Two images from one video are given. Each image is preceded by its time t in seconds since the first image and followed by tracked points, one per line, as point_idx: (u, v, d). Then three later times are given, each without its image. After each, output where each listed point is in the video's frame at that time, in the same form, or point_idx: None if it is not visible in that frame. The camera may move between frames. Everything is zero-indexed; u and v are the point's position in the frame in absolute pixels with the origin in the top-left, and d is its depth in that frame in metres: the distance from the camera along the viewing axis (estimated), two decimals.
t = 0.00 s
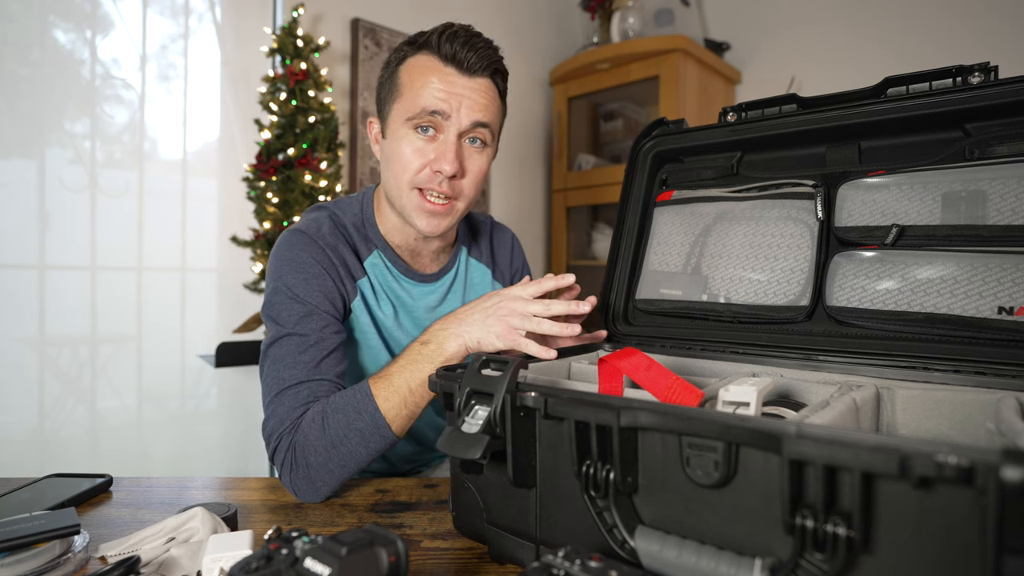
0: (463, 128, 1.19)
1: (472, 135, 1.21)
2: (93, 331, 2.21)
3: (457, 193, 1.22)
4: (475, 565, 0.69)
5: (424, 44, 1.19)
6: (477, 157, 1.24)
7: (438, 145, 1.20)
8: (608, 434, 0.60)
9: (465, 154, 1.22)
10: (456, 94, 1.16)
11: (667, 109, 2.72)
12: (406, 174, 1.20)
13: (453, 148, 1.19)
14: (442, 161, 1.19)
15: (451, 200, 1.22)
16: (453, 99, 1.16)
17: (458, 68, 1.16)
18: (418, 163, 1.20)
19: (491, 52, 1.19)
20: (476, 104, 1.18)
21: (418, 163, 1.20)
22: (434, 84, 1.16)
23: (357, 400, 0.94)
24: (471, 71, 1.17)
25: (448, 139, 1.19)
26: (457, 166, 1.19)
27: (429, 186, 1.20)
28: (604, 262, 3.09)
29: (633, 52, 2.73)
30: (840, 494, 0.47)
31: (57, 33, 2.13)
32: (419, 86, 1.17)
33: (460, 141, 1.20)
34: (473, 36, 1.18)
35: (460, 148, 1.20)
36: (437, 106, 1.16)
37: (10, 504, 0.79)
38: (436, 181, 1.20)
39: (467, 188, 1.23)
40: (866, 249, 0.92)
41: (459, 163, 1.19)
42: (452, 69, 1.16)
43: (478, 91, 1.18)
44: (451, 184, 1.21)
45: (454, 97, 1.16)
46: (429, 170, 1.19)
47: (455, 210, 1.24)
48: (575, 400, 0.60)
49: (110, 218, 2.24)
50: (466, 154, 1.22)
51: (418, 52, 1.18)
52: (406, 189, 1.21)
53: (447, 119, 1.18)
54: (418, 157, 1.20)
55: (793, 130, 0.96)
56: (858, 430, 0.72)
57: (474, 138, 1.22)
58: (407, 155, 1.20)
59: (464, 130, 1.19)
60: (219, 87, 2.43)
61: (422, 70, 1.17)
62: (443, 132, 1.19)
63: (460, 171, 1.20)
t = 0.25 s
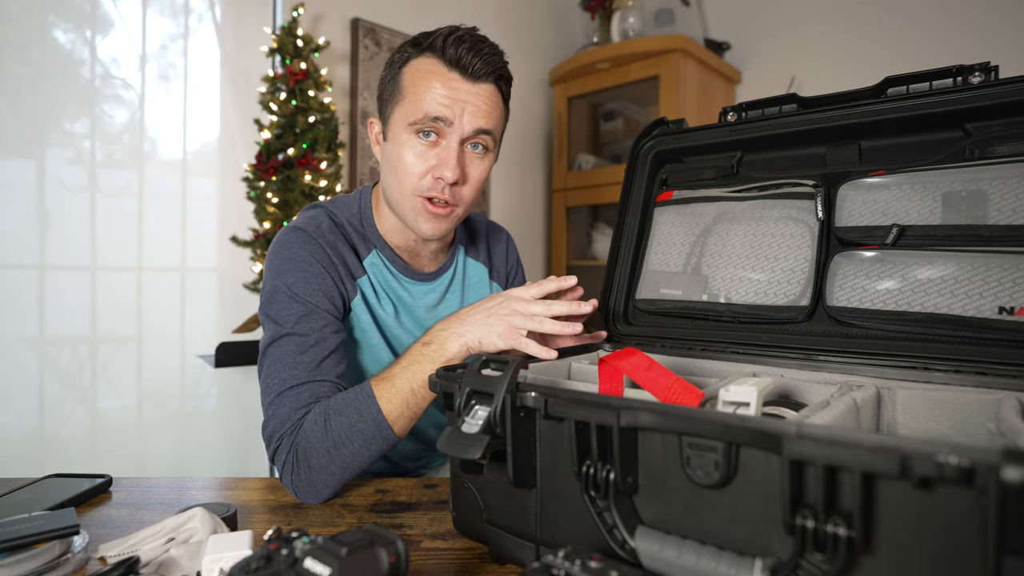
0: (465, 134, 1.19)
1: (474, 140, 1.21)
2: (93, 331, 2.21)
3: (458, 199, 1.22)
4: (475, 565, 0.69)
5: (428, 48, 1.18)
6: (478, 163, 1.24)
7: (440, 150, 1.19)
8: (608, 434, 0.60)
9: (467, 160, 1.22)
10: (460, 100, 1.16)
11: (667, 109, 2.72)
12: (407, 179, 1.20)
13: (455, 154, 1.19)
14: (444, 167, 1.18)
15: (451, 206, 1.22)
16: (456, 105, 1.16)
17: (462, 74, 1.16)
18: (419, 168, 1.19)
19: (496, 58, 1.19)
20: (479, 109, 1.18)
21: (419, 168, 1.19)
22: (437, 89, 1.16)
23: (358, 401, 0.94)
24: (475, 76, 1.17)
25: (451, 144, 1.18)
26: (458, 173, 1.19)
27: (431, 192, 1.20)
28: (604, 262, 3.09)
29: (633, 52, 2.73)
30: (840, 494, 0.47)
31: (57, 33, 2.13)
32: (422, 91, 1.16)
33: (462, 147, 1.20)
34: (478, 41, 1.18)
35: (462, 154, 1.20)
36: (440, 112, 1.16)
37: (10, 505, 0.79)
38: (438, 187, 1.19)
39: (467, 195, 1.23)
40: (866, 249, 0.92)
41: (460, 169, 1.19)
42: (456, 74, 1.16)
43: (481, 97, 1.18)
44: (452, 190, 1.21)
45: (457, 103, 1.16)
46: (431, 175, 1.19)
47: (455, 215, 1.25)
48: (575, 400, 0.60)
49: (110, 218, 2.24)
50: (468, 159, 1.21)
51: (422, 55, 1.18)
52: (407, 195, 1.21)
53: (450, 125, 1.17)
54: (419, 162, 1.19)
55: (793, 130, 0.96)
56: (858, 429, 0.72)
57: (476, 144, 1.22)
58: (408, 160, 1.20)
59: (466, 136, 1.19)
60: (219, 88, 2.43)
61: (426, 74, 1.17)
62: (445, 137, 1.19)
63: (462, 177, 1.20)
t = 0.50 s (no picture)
0: (472, 137, 1.18)
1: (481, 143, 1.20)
2: (93, 331, 2.21)
3: (464, 201, 1.23)
4: (475, 565, 0.69)
5: (436, 50, 1.17)
6: (484, 164, 1.24)
7: (447, 153, 1.19)
8: (608, 434, 0.60)
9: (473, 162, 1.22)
10: (467, 103, 1.15)
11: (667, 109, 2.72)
12: (414, 182, 1.21)
13: (462, 157, 1.19)
14: (451, 170, 1.18)
15: (457, 208, 1.23)
16: (464, 108, 1.16)
17: (470, 77, 1.15)
18: (426, 170, 1.19)
19: (504, 61, 1.18)
20: (486, 112, 1.17)
21: (426, 170, 1.20)
22: (445, 92, 1.15)
23: (364, 402, 0.93)
24: (483, 80, 1.15)
25: (457, 147, 1.18)
26: (465, 176, 1.19)
27: (437, 194, 1.20)
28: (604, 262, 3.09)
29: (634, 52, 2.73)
30: (840, 494, 0.47)
31: (57, 33, 2.13)
32: (429, 94, 1.16)
33: (468, 149, 1.20)
34: (487, 44, 1.17)
35: (469, 156, 1.20)
36: (448, 115, 1.16)
37: (10, 504, 0.79)
38: (444, 190, 1.20)
39: (474, 197, 1.24)
40: (866, 249, 0.92)
41: (467, 172, 1.19)
42: (463, 77, 1.15)
43: (489, 100, 1.17)
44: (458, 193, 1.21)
45: (464, 106, 1.15)
46: (438, 178, 1.19)
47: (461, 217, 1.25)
48: (575, 400, 0.60)
49: (110, 218, 2.24)
50: (474, 162, 1.21)
51: (429, 57, 1.17)
52: (414, 197, 1.22)
53: (457, 128, 1.17)
54: (426, 165, 1.20)
55: (793, 130, 0.96)
56: (858, 430, 0.72)
57: (483, 146, 1.22)
58: (415, 163, 1.20)
59: (473, 139, 1.18)
60: (219, 88, 2.43)
61: (433, 77, 1.16)
62: (452, 140, 1.19)
63: (469, 180, 1.20)
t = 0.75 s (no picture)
0: (476, 139, 1.18)
1: (485, 145, 1.20)
2: (93, 331, 2.21)
3: (467, 203, 1.22)
4: (475, 566, 0.69)
5: (439, 51, 1.18)
6: (488, 166, 1.23)
7: (450, 154, 1.19)
8: (608, 434, 0.60)
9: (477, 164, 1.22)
10: (471, 104, 1.16)
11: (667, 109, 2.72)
12: (418, 184, 1.20)
13: (465, 159, 1.18)
14: (455, 172, 1.18)
15: (460, 211, 1.22)
16: (468, 109, 1.16)
17: (473, 78, 1.16)
18: (430, 172, 1.19)
19: (507, 63, 1.19)
20: (490, 114, 1.18)
21: (429, 172, 1.19)
22: (449, 93, 1.15)
23: (368, 402, 0.93)
24: (486, 81, 1.16)
25: (461, 149, 1.18)
26: (469, 178, 1.18)
27: (441, 197, 1.20)
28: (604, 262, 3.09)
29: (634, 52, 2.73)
30: (840, 494, 0.47)
31: (57, 33, 2.13)
32: (433, 95, 1.16)
33: (472, 151, 1.20)
34: (490, 46, 1.18)
35: (473, 159, 1.20)
36: (451, 116, 1.16)
37: (10, 505, 0.79)
38: (448, 192, 1.19)
39: (477, 199, 1.23)
40: (865, 249, 0.92)
41: (471, 174, 1.19)
42: (467, 78, 1.16)
43: (492, 101, 1.17)
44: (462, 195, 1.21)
45: (468, 107, 1.16)
46: (442, 180, 1.19)
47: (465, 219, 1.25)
48: (575, 400, 0.60)
49: (110, 218, 2.24)
50: (478, 164, 1.21)
51: (433, 58, 1.18)
52: (418, 199, 1.21)
53: (461, 130, 1.17)
54: (429, 166, 1.19)
55: (793, 130, 0.96)
56: (858, 430, 0.72)
57: (486, 148, 1.21)
58: (419, 165, 1.20)
59: (477, 141, 1.18)
60: (219, 88, 2.43)
61: (437, 78, 1.16)
62: (456, 142, 1.18)
63: (472, 182, 1.20)
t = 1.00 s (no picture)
0: (487, 136, 1.19)
1: (495, 142, 1.21)
2: (93, 331, 2.21)
3: (481, 200, 1.23)
4: (475, 565, 0.69)
5: (442, 51, 1.18)
6: (496, 163, 1.24)
7: (463, 153, 1.19)
8: (608, 434, 0.59)
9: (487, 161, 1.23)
10: (481, 102, 1.17)
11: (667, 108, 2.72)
12: (432, 184, 1.20)
13: (479, 156, 1.19)
14: (470, 169, 1.19)
15: (475, 207, 1.23)
16: (479, 107, 1.17)
17: (479, 76, 1.17)
18: (445, 172, 1.19)
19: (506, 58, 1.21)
20: (498, 111, 1.19)
21: (444, 172, 1.19)
22: (458, 92, 1.16)
23: (384, 403, 0.98)
24: (492, 78, 1.18)
25: (473, 146, 1.19)
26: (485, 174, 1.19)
27: (457, 195, 1.20)
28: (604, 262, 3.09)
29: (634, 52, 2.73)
30: (840, 494, 0.47)
31: (57, 33, 2.13)
32: (442, 94, 1.16)
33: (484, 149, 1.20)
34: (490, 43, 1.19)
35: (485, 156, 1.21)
36: (464, 115, 1.16)
37: (10, 505, 0.79)
38: (465, 190, 1.20)
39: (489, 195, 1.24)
40: (865, 249, 0.92)
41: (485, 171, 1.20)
42: (474, 76, 1.17)
43: (499, 98, 1.19)
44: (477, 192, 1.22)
45: (480, 105, 1.17)
46: (457, 179, 1.19)
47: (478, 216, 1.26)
48: (575, 400, 0.60)
49: (110, 218, 2.24)
50: (489, 161, 1.22)
51: (436, 58, 1.18)
52: (432, 199, 1.21)
53: (472, 128, 1.18)
54: (443, 166, 1.19)
55: (793, 130, 0.96)
56: (858, 430, 0.72)
57: (495, 145, 1.22)
58: (432, 165, 1.20)
59: (489, 138, 1.19)
60: (219, 88, 2.43)
61: (444, 77, 1.16)
62: (468, 140, 1.19)
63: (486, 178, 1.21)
